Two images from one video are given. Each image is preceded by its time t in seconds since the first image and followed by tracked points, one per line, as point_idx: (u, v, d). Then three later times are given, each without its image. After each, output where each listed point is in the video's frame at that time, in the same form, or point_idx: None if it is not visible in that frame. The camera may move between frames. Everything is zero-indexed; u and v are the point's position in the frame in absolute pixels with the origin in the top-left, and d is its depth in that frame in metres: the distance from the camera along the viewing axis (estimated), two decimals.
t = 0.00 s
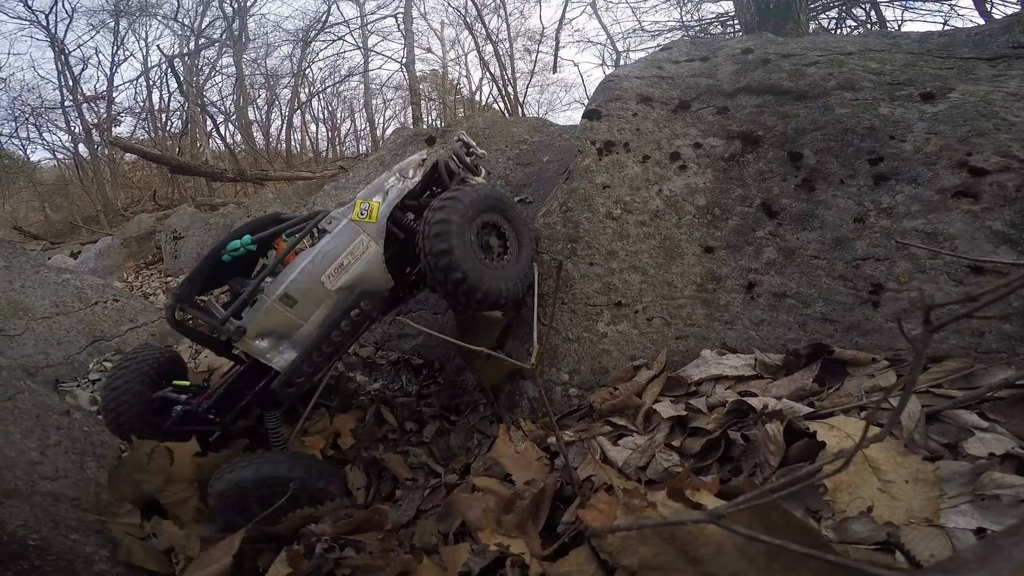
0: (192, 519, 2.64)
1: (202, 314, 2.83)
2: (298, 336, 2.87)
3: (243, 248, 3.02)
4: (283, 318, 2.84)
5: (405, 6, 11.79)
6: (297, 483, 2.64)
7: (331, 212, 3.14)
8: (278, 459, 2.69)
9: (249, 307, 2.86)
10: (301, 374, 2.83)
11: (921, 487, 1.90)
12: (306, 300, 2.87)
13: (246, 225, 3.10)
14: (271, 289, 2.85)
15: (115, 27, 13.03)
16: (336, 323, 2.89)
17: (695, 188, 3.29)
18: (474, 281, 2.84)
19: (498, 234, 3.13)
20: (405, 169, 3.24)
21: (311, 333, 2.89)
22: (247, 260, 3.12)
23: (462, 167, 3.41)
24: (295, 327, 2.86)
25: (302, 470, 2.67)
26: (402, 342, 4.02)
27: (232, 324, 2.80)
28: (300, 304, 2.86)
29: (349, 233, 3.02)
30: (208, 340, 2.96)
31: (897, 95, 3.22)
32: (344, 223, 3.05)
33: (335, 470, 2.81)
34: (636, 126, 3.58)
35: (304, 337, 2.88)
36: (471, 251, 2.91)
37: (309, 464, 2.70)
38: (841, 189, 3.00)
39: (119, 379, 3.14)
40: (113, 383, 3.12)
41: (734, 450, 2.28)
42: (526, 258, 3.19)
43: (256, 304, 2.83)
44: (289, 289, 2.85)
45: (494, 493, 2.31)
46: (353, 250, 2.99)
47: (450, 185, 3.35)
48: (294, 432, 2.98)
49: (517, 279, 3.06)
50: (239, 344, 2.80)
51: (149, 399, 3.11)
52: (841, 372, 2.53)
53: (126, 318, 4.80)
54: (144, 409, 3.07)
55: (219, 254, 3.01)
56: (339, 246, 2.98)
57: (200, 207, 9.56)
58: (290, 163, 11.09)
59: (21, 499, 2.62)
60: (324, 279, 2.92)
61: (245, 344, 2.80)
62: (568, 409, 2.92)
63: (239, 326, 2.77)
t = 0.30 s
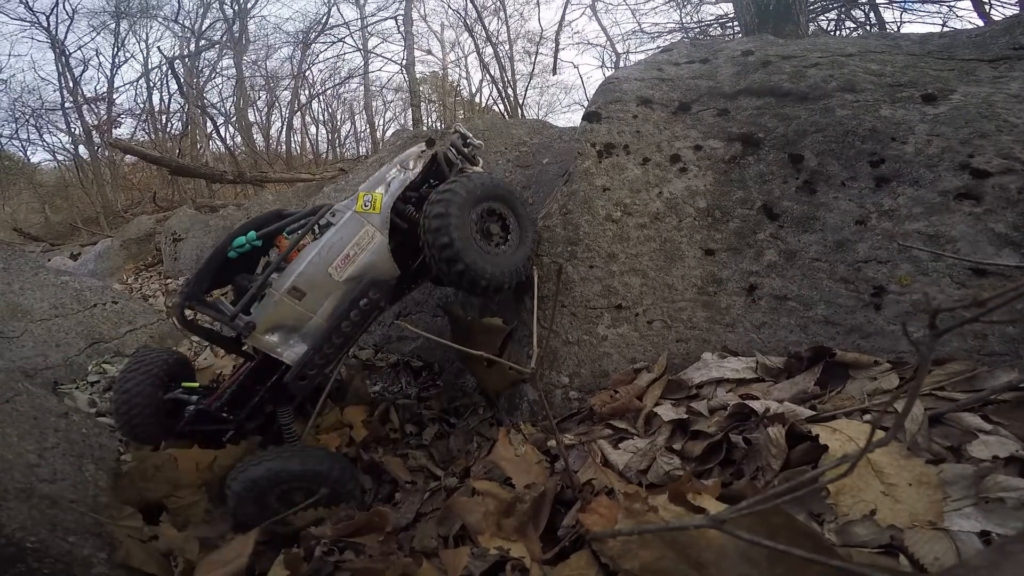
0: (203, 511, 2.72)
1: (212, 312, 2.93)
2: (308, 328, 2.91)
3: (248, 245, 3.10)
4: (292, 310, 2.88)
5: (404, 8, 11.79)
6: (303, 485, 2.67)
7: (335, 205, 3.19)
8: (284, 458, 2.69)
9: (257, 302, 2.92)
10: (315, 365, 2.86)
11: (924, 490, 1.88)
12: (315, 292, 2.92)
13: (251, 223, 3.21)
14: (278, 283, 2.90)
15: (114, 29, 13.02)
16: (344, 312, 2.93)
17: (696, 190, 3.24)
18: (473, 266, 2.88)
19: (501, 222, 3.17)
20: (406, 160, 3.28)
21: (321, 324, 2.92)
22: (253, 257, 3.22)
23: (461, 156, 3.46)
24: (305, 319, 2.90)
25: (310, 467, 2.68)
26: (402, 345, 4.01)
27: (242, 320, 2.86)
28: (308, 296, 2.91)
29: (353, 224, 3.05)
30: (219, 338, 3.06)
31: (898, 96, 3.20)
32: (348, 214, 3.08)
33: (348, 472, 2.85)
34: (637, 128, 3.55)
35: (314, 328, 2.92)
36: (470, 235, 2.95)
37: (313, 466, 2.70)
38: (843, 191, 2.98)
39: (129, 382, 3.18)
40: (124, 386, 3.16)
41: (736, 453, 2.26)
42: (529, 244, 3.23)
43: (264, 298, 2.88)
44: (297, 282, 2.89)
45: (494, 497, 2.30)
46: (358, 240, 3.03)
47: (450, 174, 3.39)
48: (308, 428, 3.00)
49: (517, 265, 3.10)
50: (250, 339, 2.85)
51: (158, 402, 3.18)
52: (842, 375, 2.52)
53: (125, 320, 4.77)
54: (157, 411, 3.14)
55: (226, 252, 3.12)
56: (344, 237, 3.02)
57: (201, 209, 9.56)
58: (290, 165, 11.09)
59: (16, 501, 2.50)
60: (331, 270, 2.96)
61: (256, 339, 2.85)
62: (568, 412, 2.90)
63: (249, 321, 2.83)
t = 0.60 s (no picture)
0: (203, 514, 2.70)
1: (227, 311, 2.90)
2: (323, 323, 2.97)
3: (260, 245, 3.11)
4: (308, 308, 2.94)
5: (407, 12, 11.80)
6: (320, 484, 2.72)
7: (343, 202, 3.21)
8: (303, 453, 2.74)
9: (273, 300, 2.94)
10: (332, 360, 2.95)
11: (930, 497, 1.84)
12: (329, 288, 2.98)
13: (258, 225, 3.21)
14: (293, 280, 2.93)
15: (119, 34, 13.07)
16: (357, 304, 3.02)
17: (700, 197, 3.20)
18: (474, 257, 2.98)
19: (503, 212, 3.19)
20: (410, 154, 3.31)
21: (336, 318, 3.00)
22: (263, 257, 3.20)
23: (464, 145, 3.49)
24: (320, 314, 2.97)
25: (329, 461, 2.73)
26: (403, 351, 3.98)
27: (259, 319, 2.88)
28: (322, 292, 2.96)
29: (363, 219, 3.09)
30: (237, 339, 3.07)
31: (905, 100, 3.16)
32: (356, 210, 3.12)
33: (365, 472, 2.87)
34: (640, 133, 3.52)
35: (329, 324, 2.99)
36: (472, 227, 3.02)
37: (316, 471, 2.69)
38: (849, 197, 2.94)
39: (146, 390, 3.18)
40: (141, 394, 3.14)
41: (740, 462, 2.22)
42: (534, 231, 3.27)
43: (279, 296, 2.91)
44: (311, 279, 2.94)
45: (495, 506, 2.24)
46: (369, 235, 3.09)
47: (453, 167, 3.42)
48: (324, 426, 3.03)
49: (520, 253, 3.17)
50: (268, 337, 2.88)
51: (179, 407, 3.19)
52: (847, 383, 2.48)
53: (126, 325, 4.74)
54: (176, 417, 3.14)
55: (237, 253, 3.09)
56: (355, 233, 3.07)
57: (204, 213, 9.57)
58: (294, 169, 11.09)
59: (14, 506, 2.47)
60: (344, 266, 3.02)
61: (273, 337, 2.89)
62: (569, 420, 2.87)
63: (266, 320, 2.87)
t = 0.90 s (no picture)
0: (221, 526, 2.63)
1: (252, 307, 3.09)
2: (350, 315, 3.04)
3: (283, 244, 3.30)
4: (333, 302, 3.01)
5: (410, 21, 11.85)
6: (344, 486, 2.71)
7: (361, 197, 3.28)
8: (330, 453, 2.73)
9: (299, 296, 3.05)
10: (360, 351, 3.01)
11: (956, 507, 1.75)
12: (352, 280, 3.03)
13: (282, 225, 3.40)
14: (316, 275, 3.03)
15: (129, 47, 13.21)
16: (382, 294, 3.06)
17: (713, 204, 3.15)
18: (494, 246, 2.97)
19: (520, 199, 3.14)
20: (422, 145, 3.33)
21: (361, 310, 3.05)
22: (288, 257, 3.37)
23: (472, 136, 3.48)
24: (346, 307, 3.03)
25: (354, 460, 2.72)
26: (413, 361, 3.95)
27: (287, 315, 3.01)
28: (347, 284, 3.03)
29: (381, 211, 3.13)
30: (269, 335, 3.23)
31: (920, 103, 3.11)
32: (374, 203, 3.15)
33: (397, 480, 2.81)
34: (651, 141, 3.48)
35: (355, 316, 3.05)
36: (489, 216, 3.00)
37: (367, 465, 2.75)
38: (867, 203, 2.88)
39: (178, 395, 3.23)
40: (176, 399, 3.20)
41: (760, 473, 2.17)
42: (556, 215, 3.18)
43: (305, 292, 3.01)
44: (335, 273, 3.01)
45: (510, 518, 2.21)
46: (388, 226, 3.12)
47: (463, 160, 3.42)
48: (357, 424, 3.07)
49: (542, 233, 3.12)
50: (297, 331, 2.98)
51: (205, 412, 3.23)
52: (869, 392, 2.43)
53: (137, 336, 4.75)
54: (213, 421, 3.20)
55: (263, 252, 3.31)
56: (374, 225, 3.10)
57: (214, 223, 9.62)
58: (301, 179, 11.16)
59: (28, 518, 2.29)
60: (366, 257, 3.07)
61: (302, 332, 2.98)
62: (584, 432, 2.82)
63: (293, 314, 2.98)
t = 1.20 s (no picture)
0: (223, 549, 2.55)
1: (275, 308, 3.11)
2: (372, 313, 3.03)
3: (304, 246, 3.36)
4: (355, 301, 3.01)
5: (412, 38, 11.91)
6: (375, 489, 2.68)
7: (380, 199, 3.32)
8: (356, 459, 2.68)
9: (321, 296, 3.06)
10: (383, 348, 2.96)
11: (988, 524, 1.72)
12: (373, 277, 3.04)
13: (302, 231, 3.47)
14: (338, 274, 3.04)
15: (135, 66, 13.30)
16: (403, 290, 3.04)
17: (723, 220, 3.09)
18: (507, 246, 2.96)
19: (538, 200, 3.09)
20: (434, 146, 3.35)
21: (382, 308, 3.03)
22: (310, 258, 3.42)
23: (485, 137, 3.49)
24: (368, 305, 3.02)
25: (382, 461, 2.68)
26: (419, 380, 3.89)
27: (310, 315, 3.00)
28: (367, 283, 3.03)
29: (398, 210, 3.15)
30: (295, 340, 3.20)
31: (933, 112, 3.05)
32: (391, 204, 3.18)
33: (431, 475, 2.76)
34: (658, 155, 3.42)
35: (377, 313, 3.03)
36: (503, 215, 2.97)
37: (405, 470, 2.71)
38: (882, 216, 2.81)
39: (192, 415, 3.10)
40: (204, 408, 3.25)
41: (780, 493, 2.09)
42: (573, 215, 3.12)
43: (327, 292, 3.01)
44: (355, 272, 3.02)
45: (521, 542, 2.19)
46: (406, 224, 3.13)
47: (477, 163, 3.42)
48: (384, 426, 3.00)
49: (557, 233, 3.09)
50: (320, 330, 2.97)
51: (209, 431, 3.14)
52: (891, 410, 2.34)
53: (142, 352, 4.60)
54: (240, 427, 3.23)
55: (284, 257, 3.37)
56: (392, 224, 3.12)
57: (219, 239, 9.63)
58: (306, 196, 11.20)
59: (28, 536, 2.16)
60: (386, 255, 3.08)
61: (325, 331, 2.97)
62: (594, 454, 2.74)
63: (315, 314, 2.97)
